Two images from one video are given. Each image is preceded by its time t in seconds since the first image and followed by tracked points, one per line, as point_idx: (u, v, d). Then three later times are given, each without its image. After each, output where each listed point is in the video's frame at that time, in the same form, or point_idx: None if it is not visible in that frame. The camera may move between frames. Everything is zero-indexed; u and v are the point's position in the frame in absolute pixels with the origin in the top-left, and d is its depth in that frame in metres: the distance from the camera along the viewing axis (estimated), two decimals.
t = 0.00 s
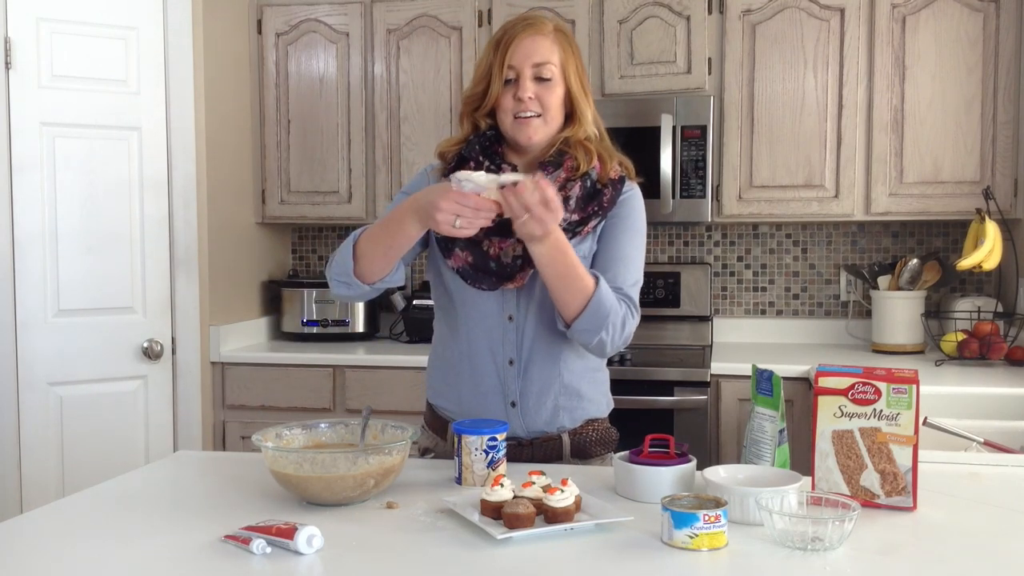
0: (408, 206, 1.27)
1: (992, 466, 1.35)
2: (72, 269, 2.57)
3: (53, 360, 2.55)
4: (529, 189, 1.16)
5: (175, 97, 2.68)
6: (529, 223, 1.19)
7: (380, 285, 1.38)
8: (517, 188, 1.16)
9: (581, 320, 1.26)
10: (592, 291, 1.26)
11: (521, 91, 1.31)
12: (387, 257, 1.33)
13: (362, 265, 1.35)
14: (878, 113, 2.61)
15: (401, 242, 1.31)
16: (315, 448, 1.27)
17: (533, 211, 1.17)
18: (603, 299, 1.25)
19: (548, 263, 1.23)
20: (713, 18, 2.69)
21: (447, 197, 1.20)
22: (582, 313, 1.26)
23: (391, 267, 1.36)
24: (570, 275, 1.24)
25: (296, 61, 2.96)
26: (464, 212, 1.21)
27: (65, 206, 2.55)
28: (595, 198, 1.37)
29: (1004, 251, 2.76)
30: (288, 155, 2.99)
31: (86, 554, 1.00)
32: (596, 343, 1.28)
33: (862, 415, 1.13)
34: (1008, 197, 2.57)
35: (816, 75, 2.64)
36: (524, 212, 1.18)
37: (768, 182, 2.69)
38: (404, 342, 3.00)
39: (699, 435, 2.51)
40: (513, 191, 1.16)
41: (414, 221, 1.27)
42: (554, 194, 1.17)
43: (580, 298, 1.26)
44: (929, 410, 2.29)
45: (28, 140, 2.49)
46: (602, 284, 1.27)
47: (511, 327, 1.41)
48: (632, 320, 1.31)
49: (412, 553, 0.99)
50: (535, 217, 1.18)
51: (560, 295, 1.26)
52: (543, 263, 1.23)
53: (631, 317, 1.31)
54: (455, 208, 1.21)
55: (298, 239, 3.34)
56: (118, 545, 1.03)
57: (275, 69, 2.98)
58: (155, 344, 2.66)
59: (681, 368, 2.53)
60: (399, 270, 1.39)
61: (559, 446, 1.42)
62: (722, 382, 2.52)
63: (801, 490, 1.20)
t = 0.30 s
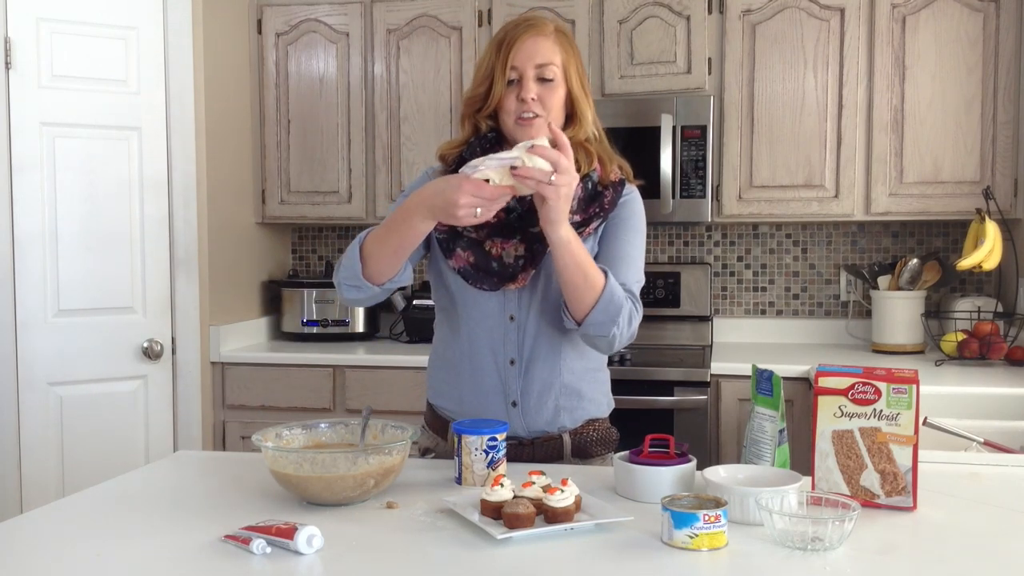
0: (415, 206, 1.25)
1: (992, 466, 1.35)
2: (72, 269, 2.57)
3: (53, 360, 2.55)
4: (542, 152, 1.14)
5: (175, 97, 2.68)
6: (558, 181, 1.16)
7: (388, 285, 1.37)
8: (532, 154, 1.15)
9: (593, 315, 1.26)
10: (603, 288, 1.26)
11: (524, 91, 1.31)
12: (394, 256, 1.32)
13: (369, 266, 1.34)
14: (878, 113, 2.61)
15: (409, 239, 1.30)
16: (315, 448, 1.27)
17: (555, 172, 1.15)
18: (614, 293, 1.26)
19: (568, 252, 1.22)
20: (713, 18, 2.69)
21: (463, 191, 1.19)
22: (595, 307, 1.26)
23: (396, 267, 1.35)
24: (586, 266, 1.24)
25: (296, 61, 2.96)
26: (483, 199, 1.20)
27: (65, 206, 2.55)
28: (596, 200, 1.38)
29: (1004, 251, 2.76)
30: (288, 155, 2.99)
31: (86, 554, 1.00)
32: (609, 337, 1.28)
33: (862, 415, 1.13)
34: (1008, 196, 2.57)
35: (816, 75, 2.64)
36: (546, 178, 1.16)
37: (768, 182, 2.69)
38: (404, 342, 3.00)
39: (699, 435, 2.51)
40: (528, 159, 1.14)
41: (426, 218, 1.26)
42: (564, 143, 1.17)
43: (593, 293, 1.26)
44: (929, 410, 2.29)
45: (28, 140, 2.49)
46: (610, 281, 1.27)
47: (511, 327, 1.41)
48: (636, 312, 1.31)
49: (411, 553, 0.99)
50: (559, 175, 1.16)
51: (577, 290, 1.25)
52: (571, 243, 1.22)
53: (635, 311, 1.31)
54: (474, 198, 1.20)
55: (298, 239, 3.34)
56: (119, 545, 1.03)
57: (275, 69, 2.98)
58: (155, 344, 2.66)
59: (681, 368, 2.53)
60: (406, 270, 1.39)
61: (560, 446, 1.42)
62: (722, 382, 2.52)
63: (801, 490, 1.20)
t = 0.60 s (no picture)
0: (410, 208, 1.25)
1: (992, 466, 1.35)
2: (72, 269, 2.57)
3: (53, 360, 2.55)
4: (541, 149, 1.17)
5: (175, 97, 2.68)
6: (557, 181, 1.17)
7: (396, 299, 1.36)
8: (531, 153, 1.17)
9: (592, 313, 1.26)
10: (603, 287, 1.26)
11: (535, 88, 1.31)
12: (397, 266, 1.31)
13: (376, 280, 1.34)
14: (878, 113, 2.61)
15: (409, 247, 1.29)
16: (315, 449, 1.27)
17: (554, 169, 1.16)
18: (613, 293, 1.26)
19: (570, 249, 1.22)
20: (713, 18, 2.69)
21: (461, 185, 1.19)
22: (593, 305, 1.26)
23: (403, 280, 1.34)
24: (590, 262, 1.24)
25: (296, 61, 2.96)
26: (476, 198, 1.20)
27: (66, 206, 2.55)
28: (597, 201, 1.37)
29: (1004, 251, 2.76)
30: (288, 155, 2.99)
31: (86, 553, 1.00)
32: (604, 337, 1.28)
33: (862, 415, 1.13)
34: (1008, 196, 2.57)
35: (816, 75, 2.64)
36: (546, 175, 1.17)
37: (768, 182, 2.69)
38: (404, 342, 3.00)
39: (699, 435, 2.51)
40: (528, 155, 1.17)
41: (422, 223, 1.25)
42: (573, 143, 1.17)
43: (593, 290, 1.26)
44: (929, 410, 2.29)
45: (28, 140, 2.49)
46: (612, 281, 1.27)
47: (512, 327, 1.41)
48: (633, 315, 1.33)
49: (411, 553, 0.99)
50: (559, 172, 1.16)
51: (576, 287, 1.25)
52: (574, 238, 1.21)
53: (631, 313, 1.32)
54: (470, 198, 1.19)
55: (298, 239, 3.34)
56: (119, 545, 1.03)
57: (275, 69, 2.98)
58: (155, 344, 2.66)
59: (681, 368, 2.53)
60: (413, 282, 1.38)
61: (560, 446, 1.42)
62: (722, 382, 2.52)
63: (801, 490, 1.20)
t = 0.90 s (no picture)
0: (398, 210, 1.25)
1: (992, 466, 1.35)
2: (72, 269, 2.57)
3: (53, 360, 2.55)
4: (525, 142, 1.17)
5: (174, 97, 2.68)
6: (545, 170, 1.17)
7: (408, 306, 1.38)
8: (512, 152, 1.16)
9: (591, 308, 1.26)
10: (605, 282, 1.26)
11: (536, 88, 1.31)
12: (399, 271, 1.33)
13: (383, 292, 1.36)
14: (878, 113, 2.61)
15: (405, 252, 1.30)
16: (315, 448, 1.27)
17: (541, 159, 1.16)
18: (614, 290, 1.26)
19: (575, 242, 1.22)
20: (713, 18, 2.69)
21: (432, 178, 1.17)
22: (595, 300, 1.26)
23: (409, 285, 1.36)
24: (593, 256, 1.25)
25: (296, 61, 2.96)
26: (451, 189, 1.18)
27: (66, 206, 2.55)
28: (597, 203, 1.37)
29: (1004, 251, 2.76)
30: (288, 155, 2.99)
31: (86, 553, 1.00)
32: (604, 331, 1.28)
33: (862, 415, 1.13)
34: (1008, 196, 2.57)
35: (816, 75, 2.64)
36: (534, 166, 1.16)
37: (768, 182, 2.69)
38: (404, 342, 3.00)
39: (699, 435, 2.51)
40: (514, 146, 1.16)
41: (415, 224, 1.25)
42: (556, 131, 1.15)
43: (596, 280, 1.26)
44: (928, 410, 2.29)
45: (28, 140, 2.49)
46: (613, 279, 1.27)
47: (511, 329, 1.41)
48: (633, 314, 1.32)
49: (411, 553, 0.99)
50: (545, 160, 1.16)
51: (579, 283, 1.26)
52: (578, 229, 1.21)
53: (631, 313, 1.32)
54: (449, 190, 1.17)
55: (298, 239, 3.35)
56: (119, 545, 1.03)
57: (275, 69, 2.98)
58: (155, 344, 2.66)
59: (681, 368, 2.53)
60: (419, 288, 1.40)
61: (561, 445, 1.42)
62: (722, 382, 2.51)
63: (801, 490, 1.20)
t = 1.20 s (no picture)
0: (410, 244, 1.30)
1: (991, 466, 1.35)
2: (72, 269, 2.57)
3: (53, 360, 2.55)
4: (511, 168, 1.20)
5: (174, 97, 2.68)
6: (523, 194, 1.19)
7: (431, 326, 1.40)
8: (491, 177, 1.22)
9: (579, 322, 1.28)
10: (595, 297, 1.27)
11: (532, 89, 1.32)
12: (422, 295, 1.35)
13: (406, 317, 1.37)
14: (878, 113, 2.61)
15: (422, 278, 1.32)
16: (315, 449, 1.27)
17: (519, 183, 1.19)
18: (605, 304, 1.27)
19: (564, 260, 1.24)
20: (713, 18, 2.69)
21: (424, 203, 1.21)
22: (582, 316, 1.27)
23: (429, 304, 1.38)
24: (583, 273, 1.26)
25: (296, 61, 2.96)
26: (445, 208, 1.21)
27: (65, 206, 2.55)
28: (596, 206, 1.37)
29: (1004, 251, 2.76)
30: (288, 155, 2.99)
31: (87, 553, 1.00)
32: (591, 345, 1.29)
33: (862, 415, 1.13)
34: (1008, 196, 2.57)
35: (816, 75, 2.64)
36: (513, 186, 1.20)
37: (768, 182, 2.69)
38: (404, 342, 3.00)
39: (699, 435, 2.51)
40: (500, 169, 1.21)
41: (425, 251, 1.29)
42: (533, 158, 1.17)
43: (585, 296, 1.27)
44: (928, 410, 2.29)
45: (28, 140, 2.49)
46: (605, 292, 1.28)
47: (510, 330, 1.41)
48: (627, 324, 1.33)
49: (411, 553, 0.99)
50: (524, 187, 1.19)
51: (567, 300, 1.27)
52: (563, 248, 1.23)
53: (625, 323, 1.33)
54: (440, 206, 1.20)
55: (298, 239, 3.34)
56: (119, 545, 1.03)
57: (275, 69, 2.98)
58: (155, 344, 2.66)
59: (681, 368, 2.53)
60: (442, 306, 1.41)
61: (561, 446, 1.42)
62: (722, 382, 2.51)
63: (801, 490, 1.20)
